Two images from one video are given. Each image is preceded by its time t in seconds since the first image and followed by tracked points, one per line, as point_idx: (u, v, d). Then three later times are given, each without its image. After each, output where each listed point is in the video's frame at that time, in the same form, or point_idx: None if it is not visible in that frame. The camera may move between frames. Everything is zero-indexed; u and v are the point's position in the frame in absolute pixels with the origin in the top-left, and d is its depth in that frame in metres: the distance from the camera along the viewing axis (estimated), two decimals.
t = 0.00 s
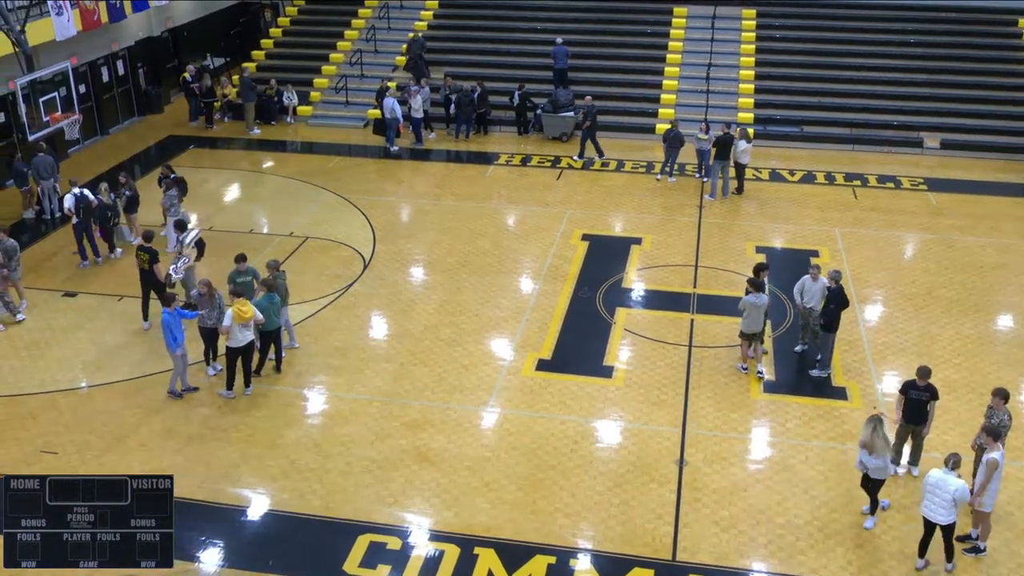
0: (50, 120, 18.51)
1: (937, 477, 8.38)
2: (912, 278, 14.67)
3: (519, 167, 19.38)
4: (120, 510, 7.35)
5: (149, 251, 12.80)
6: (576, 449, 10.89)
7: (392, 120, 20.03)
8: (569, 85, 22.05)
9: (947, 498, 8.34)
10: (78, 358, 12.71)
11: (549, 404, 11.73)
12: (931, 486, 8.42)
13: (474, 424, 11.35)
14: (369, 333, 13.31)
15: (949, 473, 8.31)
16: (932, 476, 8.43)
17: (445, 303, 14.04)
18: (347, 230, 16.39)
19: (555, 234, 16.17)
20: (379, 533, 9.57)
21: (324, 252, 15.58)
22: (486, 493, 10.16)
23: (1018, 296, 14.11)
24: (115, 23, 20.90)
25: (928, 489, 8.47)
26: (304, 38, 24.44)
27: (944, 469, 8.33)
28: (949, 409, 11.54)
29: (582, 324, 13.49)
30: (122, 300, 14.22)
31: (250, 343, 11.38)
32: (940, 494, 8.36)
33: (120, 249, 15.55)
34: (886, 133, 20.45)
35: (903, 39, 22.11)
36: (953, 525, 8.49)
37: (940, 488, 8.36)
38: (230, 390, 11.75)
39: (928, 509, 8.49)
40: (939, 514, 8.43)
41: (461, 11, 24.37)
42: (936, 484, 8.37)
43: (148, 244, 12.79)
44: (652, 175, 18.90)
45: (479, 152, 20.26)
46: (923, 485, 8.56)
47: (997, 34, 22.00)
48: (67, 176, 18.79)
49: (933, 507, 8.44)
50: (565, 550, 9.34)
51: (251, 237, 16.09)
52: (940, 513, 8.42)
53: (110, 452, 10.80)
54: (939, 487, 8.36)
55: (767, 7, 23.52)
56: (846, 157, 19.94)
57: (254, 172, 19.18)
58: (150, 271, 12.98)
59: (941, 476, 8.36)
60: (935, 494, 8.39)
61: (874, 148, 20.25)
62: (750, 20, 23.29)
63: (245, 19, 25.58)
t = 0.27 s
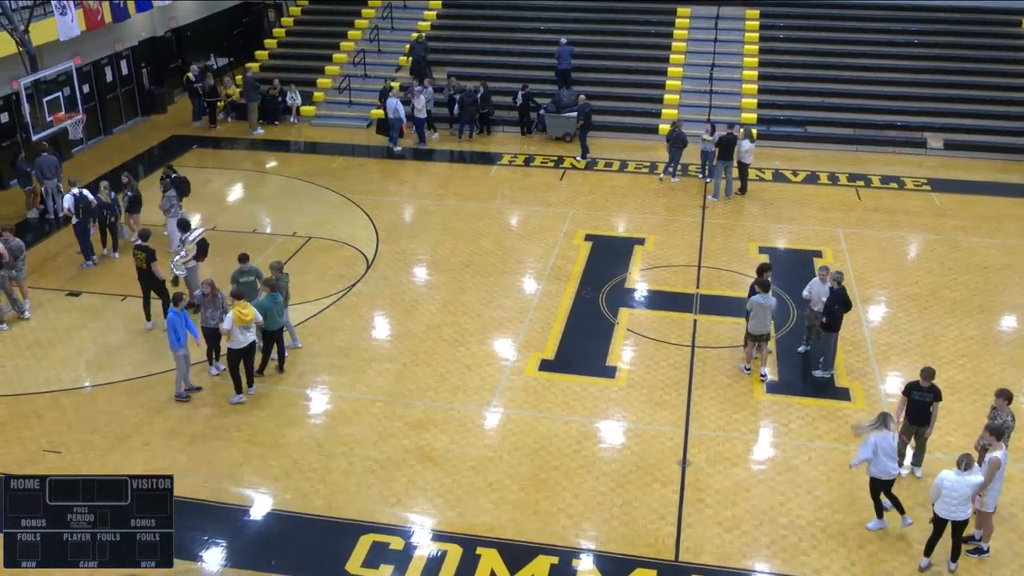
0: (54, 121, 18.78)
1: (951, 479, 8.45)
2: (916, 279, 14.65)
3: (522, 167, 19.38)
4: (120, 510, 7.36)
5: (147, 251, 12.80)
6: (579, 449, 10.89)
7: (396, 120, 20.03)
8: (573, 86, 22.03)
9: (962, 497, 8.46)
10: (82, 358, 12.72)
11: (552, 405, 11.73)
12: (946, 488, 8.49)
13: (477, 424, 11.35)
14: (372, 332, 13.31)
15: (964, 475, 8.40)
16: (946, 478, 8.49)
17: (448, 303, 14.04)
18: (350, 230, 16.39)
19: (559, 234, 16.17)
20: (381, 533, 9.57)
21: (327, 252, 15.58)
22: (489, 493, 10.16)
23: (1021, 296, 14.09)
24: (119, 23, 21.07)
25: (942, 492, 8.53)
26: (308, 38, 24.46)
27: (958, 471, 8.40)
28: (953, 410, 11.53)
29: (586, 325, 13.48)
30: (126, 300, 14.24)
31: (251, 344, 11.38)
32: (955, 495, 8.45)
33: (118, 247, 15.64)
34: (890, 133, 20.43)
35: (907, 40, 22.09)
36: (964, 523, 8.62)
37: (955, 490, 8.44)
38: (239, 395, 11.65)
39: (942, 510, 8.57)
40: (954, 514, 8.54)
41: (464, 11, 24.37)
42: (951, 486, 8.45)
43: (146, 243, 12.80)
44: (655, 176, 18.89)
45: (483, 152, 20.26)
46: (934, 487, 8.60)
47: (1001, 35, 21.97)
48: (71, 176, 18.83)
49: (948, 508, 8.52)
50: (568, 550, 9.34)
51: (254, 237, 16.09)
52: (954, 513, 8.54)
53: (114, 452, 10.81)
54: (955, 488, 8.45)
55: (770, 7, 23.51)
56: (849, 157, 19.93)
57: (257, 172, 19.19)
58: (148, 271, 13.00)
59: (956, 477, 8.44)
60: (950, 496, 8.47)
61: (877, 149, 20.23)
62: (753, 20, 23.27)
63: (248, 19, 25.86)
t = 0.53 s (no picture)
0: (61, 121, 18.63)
1: (963, 480, 8.43)
2: (922, 280, 14.62)
3: (527, 167, 19.38)
4: (120, 510, 7.37)
5: (151, 251, 12.80)
6: (583, 450, 10.88)
7: (401, 120, 20.05)
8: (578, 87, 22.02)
9: (976, 498, 8.46)
10: (87, 357, 12.75)
11: (557, 405, 11.72)
12: (959, 489, 8.47)
13: (481, 425, 11.35)
14: (377, 333, 13.32)
15: (976, 475, 8.39)
16: (958, 479, 8.46)
17: (452, 303, 14.05)
18: (355, 230, 16.41)
19: (564, 235, 16.16)
20: (385, 533, 9.58)
21: (332, 252, 15.60)
22: (493, 494, 10.16)
23: None
24: (126, 23, 21.12)
25: (954, 492, 8.51)
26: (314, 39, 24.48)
27: (970, 472, 8.38)
28: (958, 412, 11.50)
29: (590, 325, 13.47)
30: (131, 300, 14.26)
31: (253, 347, 11.36)
32: (968, 496, 8.45)
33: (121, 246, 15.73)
34: (896, 134, 20.37)
35: (914, 41, 22.05)
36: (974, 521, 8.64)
37: (968, 491, 8.43)
38: (245, 398, 11.67)
39: (953, 511, 8.57)
40: (966, 514, 8.54)
41: (470, 11, 24.38)
42: (964, 487, 8.44)
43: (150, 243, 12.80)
44: (661, 177, 18.88)
45: (488, 153, 20.26)
46: (945, 488, 8.58)
47: (1008, 36, 21.90)
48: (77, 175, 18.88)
49: (960, 508, 8.52)
50: (572, 551, 9.34)
51: (260, 237, 16.11)
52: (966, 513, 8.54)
53: (119, 451, 10.83)
54: (968, 488, 8.44)
55: (776, 8, 23.46)
56: (855, 158, 19.89)
57: (262, 172, 19.21)
58: (152, 271, 13.01)
59: (968, 478, 8.43)
60: (963, 496, 8.46)
61: (883, 150, 20.19)
62: (759, 21, 23.24)
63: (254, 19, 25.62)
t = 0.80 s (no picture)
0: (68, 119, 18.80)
1: (968, 480, 8.42)
2: (928, 282, 14.59)
3: (533, 168, 19.37)
4: (120, 510, 7.37)
5: (159, 250, 12.82)
6: (589, 451, 10.87)
7: (407, 121, 20.07)
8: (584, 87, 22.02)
9: (982, 499, 8.44)
10: (93, 357, 12.78)
11: (562, 406, 11.72)
12: (964, 490, 8.45)
13: (487, 426, 11.34)
14: (382, 333, 13.33)
15: (980, 474, 8.38)
16: (963, 480, 8.45)
17: (458, 304, 14.05)
18: (361, 230, 16.43)
19: (569, 236, 16.16)
20: (390, 533, 9.58)
21: (338, 252, 15.61)
22: (498, 494, 10.16)
23: None
24: (132, 23, 21.17)
25: (959, 493, 8.49)
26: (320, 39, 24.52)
27: (974, 472, 8.37)
28: (965, 414, 11.47)
29: (596, 326, 13.47)
30: (137, 300, 14.29)
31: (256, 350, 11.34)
32: (974, 496, 8.43)
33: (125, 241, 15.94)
34: (903, 135, 20.31)
35: (920, 42, 22.01)
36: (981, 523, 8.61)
37: (974, 491, 8.41)
38: (250, 397, 11.69)
39: (959, 513, 8.54)
40: (973, 515, 8.52)
41: (476, 12, 24.40)
42: (969, 487, 8.42)
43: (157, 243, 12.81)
44: (667, 177, 18.86)
45: (494, 153, 20.26)
46: (950, 489, 8.56)
47: (1016, 37, 21.83)
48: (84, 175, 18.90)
49: (966, 510, 8.50)
50: (577, 551, 9.33)
51: (265, 237, 16.13)
52: (972, 514, 8.51)
53: (125, 450, 10.85)
54: (973, 489, 8.42)
55: (782, 9, 23.43)
56: (862, 159, 19.85)
57: (269, 172, 19.24)
58: (160, 270, 13.05)
59: (972, 478, 8.41)
60: (969, 497, 8.44)
61: (890, 151, 20.13)
62: (765, 21, 23.22)
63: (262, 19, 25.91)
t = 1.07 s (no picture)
0: (75, 119, 18.78)
1: (971, 480, 8.40)
2: (934, 283, 14.56)
3: (538, 169, 19.37)
4: (120, 509, 7.38)
5: (163, 250, 12.84)
6: (593, 451, 10.87)
7: (412, 121, 20.08)
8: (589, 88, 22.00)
9: (986, 498, 8.42)
10: (99, 356, 12.80)
11: (567, 407, 11.72)
12: (968, 490, 8.43)
13: (492, 426, 11.34)
14: (387, 333, 13.34)
15: (983, 474, 8.37)
16: (966, 479, 8.43)
17: (463, 304, 14.06)
18: (366, 230, 16.44)
19: (574, 236, 16.15)
20: (395, 533, 9.59)
21: (343, 252, 15.63)
22: (503, 495, 10.16)
23: None
24: (139, 23, 21.20)
25: (963, 493, 8.47)
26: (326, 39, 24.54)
27: (977, 471, 8.36)
28: (971, 415, 11.44)
29: (601, 327, 13.46)
30: (143, 299, 14.31)
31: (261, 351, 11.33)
32: (979, 495, 8.41)
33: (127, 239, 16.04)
34: (909, 136, 20.27)
35: (926, 42, 21.97)
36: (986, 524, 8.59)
37: (978, 490, 8.40)
38: (255, 397, 11.70)
39: (964, 513, 8.52)
40: (977, 515, 8.49)
41: (482, 12, 24.40)
42: (973, 486, 8.40)
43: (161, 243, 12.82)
44: (672, 178, 18.84)
45: (499, 153, 20.27)
46: (954, 490, 8.54)
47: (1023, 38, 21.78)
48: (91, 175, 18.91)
49: (971, 510, 8.47)
50: (581, 552, 9.33)
51: (271, 237, 16.15)
52: (977, 514, 8.49)
53: (130, 450, 10.87)
54: (977, 488, 8.41)
55: (789, 10, 23.40)
56: (868, 160, 19.81)
57: (274, 172, 19.26)
58: (166, 270, 13.07)
59: (976, 477, 8.40)
60: (973, 496, 8.43)
61: (896, 152, 20.08)
62: (771, 22, 23.19)
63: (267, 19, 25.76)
